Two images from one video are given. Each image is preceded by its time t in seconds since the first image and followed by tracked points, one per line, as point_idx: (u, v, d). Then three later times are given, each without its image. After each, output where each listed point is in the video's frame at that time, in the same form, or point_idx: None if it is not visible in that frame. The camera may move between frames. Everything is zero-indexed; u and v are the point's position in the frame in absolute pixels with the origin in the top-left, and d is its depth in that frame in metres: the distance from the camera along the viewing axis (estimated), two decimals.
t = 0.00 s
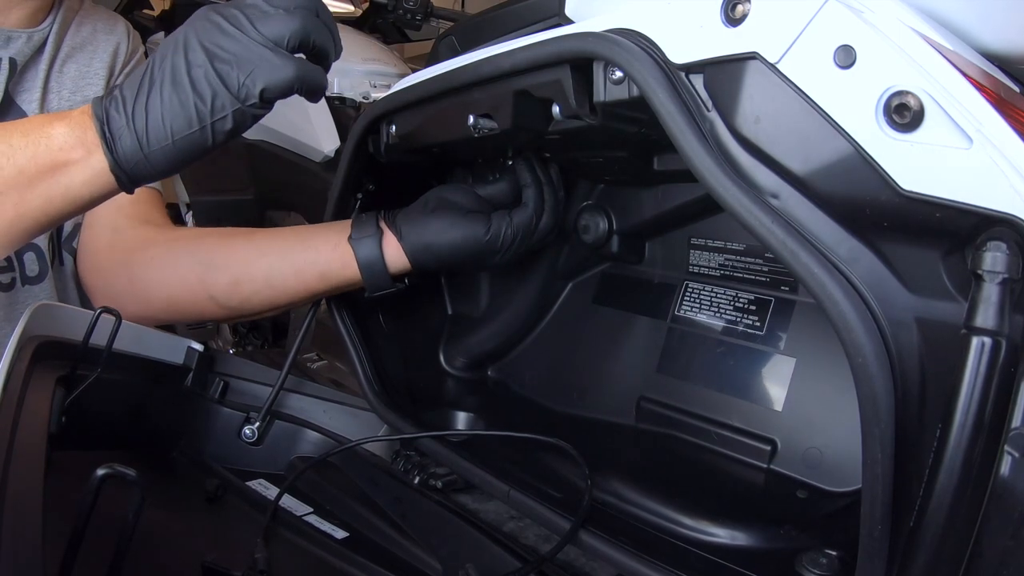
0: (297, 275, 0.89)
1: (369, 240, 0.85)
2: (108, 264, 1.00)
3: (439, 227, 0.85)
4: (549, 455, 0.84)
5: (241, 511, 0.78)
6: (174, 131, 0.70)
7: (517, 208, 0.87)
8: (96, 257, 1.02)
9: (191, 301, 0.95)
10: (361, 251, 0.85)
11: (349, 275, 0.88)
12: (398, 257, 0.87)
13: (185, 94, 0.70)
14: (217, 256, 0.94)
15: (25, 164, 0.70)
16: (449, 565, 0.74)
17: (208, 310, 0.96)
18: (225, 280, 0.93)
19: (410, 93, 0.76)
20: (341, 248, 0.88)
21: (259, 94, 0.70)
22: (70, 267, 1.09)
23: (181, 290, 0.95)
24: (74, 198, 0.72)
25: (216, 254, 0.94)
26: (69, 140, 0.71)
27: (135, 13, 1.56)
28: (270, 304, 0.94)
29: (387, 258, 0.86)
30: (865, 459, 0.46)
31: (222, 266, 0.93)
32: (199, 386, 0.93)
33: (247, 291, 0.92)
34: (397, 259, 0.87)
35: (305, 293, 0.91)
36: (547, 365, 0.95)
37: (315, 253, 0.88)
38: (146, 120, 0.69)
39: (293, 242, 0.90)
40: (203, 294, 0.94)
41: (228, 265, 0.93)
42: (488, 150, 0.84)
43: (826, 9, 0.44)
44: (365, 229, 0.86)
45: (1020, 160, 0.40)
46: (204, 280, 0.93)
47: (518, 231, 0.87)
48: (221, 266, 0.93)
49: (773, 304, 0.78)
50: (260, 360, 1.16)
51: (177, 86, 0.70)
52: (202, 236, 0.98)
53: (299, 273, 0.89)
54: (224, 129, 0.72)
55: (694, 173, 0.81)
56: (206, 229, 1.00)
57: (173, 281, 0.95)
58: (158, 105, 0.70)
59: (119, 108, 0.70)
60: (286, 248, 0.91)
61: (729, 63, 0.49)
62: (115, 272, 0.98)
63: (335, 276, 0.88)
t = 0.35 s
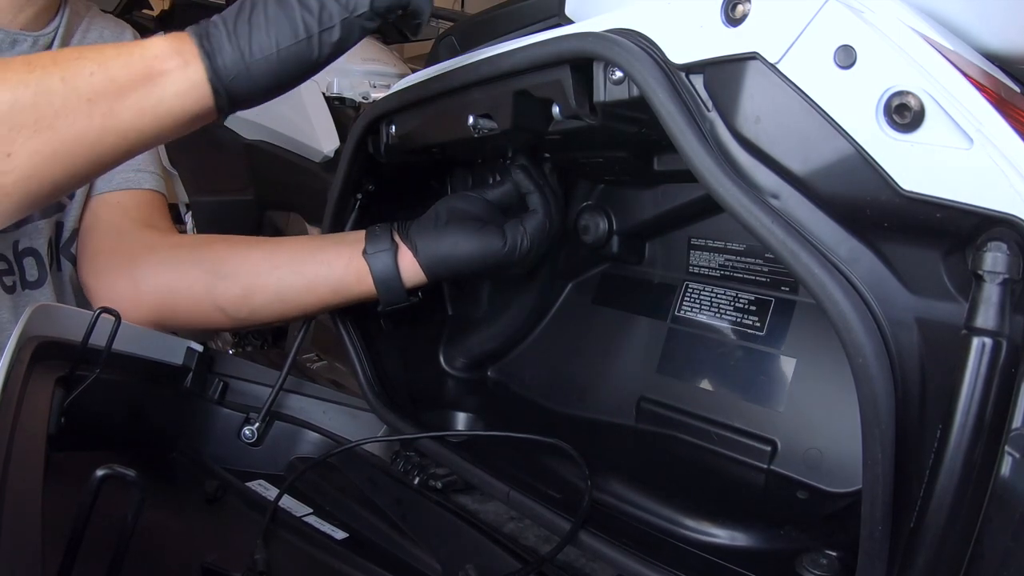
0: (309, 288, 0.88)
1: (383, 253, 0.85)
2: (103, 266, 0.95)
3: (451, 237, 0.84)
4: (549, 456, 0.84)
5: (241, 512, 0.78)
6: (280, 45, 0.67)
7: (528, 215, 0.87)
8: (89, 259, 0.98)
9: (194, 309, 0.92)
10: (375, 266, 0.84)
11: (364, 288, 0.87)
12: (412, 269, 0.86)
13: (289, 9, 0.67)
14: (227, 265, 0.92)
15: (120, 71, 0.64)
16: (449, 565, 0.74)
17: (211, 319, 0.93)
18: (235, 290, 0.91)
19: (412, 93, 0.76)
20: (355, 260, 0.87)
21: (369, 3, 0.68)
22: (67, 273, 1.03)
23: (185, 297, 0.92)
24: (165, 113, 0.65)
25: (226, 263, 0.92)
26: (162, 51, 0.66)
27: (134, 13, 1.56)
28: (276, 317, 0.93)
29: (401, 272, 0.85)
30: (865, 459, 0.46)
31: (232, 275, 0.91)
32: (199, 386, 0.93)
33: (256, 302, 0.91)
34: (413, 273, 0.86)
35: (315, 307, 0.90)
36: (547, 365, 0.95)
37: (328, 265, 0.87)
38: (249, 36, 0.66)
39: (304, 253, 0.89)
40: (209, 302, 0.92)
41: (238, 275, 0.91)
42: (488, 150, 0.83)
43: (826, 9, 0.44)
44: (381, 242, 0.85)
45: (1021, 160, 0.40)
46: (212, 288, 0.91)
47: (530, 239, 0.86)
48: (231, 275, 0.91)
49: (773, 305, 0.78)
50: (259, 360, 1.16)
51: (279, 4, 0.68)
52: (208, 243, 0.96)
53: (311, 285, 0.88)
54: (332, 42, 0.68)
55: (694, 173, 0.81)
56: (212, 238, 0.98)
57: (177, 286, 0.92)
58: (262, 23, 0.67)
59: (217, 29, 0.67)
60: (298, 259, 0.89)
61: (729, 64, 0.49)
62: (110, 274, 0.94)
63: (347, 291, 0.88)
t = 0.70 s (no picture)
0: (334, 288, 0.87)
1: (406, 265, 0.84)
2: (116, 258, 0.90)
3: (473, 240, 0.84)
4: (549, 456, 0.84)
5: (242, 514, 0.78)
6: None
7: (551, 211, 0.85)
8: (99, 251, 0.92)
9: (214, 305, 0.88)
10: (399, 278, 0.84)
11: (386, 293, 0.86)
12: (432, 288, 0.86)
13: None
14: (252, 261, 0.89)
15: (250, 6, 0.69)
16: (449, 567, 0.74)
17: (230, 316, 0.90)
18: (258, 285, 0.88)
19: (412, 93, 0.76)
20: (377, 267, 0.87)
21: None
22: (76, 275, 0.98)
23: (206, 291, 0.88)
24: (288, 52, 0.71)
25: (252, 258, 0.89)
26: None
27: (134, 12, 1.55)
28: (298, 317, 0.90)
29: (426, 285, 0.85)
30: (865, 459, 0.46)
31: (257, 271, 0.89)
32: (198, 388, 0.93)
33: (280, 300, 0.88)
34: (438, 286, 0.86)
35: (337, 312, 0.89)
36: (547, 365, 0.95)
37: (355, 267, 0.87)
38: None
39: (331, 256, 0.89)
40: (230, 297, 0.88)
41: (263, 271, 0.89)
42: (489, 150, 0.83)
43: (826, 9, 0.44)
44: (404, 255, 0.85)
45: (1021, 160, 0.40)
46: (236, 282, 0.87)
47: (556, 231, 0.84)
48: (255, 271, 0.89)
49: (773, 305, 0.78)
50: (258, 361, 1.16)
51: None
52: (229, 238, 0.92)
53: (337, 286, 0.86)
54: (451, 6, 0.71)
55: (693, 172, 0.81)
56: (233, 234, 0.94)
57: (198, 280, 0.88)
58: None
59: None
60: (327, 258, 0.88)
61: (729, 63, 0.49)
62: (124, 265, 0.89)
63: (371, 292, 0.86)
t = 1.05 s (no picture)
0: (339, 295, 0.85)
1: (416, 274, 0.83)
2: (125, 259, 0.89)
3: (477, 250, 0.83)
4: (550, 456, 0.84)
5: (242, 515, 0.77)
6: None
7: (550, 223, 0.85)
8: (104, 254, 0.91)
9: (221, 310, 0.87)
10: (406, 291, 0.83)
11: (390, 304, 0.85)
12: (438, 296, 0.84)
13: None
14: (258, 265, 0.87)
15: None
16: (449, 568, 0.73)
17: (237, 321, 0.88)
18: (266, 290, 0.86)
19: (412, 94, 0.75)
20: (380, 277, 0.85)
21: None
22: (80, 277, 0.95)
23: (213, 296, 0.86)
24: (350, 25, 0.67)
25: (258, 262, 0.88)
26: None
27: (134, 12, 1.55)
28: (307, 323, 0.88)
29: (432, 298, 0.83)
30: (866, 460, 0.46)
31: (263, 276, 0.87)
32: (198, 388, 0.93)
33: (287, 305, 0.86)
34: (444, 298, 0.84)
35: (343, 317, 0.87)
36: (547, 365, 0.95)
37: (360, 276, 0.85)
38: None
39: (331, 262, 0.87)
40: (237, 302, 0.86)
41: (269, 275, 0.87)
42: (489, 151, 0.83)
43: (826, 9, 0.44)
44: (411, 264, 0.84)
45: (1021, 160, 0.40)
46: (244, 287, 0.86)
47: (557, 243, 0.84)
48: (262, 276, 0.87)
49: (774, 306, 0.78)
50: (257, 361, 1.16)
51: None
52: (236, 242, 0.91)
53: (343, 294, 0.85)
54: None
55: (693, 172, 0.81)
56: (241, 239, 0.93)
57: (205, 285, 0.86)
58: None
59: None
60: (332, 265, 0.87)
61: (730, 63, 0.48)
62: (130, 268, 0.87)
63: (378, 300, 0.85)
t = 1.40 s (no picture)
0: (352, 294, 0.83)
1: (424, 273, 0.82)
2: (135, 259, 0.86)
3: (487, 245, 0.81)
4: (550, 457, 0.84)
5: (241, 516, 0.77)
6: None
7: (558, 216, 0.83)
8: (114, 256, 0.89)
9: (230, 310, 0.84)
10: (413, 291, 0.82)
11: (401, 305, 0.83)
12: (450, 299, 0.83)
13: None
14: (266, 261, 0.84)
15: None
16: (450, 569, 0.73)
17: (246, 320, 0.85)
18: (274, 288, 0.83)
19: (412, 94, 0.75)
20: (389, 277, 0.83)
21: None
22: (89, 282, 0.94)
23: (220, 295, 0.83)
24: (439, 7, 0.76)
25: (267, 259, 0.85)
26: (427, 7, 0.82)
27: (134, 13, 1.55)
28: (319, 323, 0.85)
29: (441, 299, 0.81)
30: (866, 460, 0.46)
31: (272, 274, 0.84)
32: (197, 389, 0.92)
33: (296, 304, 0.83)
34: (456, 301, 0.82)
35: (353, 317, 0.84)
36: (547, 366, 0.95)
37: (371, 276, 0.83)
38: None
39: (338, 262, 0.85)
40: (245, 301, 0.84)
41: (278, 272, 0.84)
42: (489, 150, 0.83)
43: (827, 9, 0.44)
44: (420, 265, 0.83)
45: (1022, 161, 0.40)
46: (252, 285, 0.83)
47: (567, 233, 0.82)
48: (273, 272, 0.84)
49: (774, 306, 0.78)
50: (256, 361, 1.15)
51: None
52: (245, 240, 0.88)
53: (354, 293, 0.83)
54: None
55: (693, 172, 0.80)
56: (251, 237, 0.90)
57: (212, 284, 0.83)
58: None
59: None
60: (341, 263, 0.84)
61: (730, 63, 0.48)
62: (138, 270, 0.85)
63: (386, 301, 0.83)
